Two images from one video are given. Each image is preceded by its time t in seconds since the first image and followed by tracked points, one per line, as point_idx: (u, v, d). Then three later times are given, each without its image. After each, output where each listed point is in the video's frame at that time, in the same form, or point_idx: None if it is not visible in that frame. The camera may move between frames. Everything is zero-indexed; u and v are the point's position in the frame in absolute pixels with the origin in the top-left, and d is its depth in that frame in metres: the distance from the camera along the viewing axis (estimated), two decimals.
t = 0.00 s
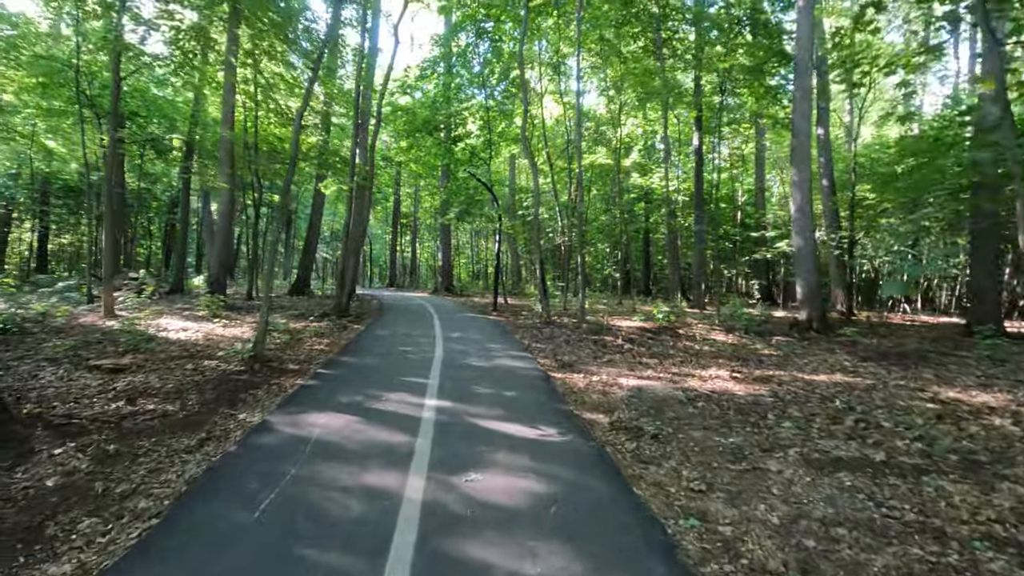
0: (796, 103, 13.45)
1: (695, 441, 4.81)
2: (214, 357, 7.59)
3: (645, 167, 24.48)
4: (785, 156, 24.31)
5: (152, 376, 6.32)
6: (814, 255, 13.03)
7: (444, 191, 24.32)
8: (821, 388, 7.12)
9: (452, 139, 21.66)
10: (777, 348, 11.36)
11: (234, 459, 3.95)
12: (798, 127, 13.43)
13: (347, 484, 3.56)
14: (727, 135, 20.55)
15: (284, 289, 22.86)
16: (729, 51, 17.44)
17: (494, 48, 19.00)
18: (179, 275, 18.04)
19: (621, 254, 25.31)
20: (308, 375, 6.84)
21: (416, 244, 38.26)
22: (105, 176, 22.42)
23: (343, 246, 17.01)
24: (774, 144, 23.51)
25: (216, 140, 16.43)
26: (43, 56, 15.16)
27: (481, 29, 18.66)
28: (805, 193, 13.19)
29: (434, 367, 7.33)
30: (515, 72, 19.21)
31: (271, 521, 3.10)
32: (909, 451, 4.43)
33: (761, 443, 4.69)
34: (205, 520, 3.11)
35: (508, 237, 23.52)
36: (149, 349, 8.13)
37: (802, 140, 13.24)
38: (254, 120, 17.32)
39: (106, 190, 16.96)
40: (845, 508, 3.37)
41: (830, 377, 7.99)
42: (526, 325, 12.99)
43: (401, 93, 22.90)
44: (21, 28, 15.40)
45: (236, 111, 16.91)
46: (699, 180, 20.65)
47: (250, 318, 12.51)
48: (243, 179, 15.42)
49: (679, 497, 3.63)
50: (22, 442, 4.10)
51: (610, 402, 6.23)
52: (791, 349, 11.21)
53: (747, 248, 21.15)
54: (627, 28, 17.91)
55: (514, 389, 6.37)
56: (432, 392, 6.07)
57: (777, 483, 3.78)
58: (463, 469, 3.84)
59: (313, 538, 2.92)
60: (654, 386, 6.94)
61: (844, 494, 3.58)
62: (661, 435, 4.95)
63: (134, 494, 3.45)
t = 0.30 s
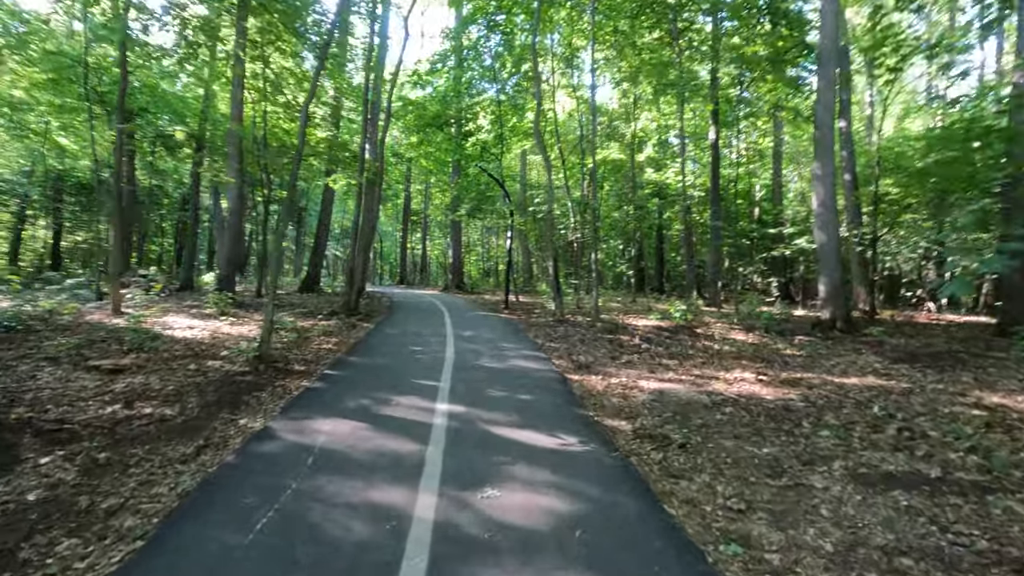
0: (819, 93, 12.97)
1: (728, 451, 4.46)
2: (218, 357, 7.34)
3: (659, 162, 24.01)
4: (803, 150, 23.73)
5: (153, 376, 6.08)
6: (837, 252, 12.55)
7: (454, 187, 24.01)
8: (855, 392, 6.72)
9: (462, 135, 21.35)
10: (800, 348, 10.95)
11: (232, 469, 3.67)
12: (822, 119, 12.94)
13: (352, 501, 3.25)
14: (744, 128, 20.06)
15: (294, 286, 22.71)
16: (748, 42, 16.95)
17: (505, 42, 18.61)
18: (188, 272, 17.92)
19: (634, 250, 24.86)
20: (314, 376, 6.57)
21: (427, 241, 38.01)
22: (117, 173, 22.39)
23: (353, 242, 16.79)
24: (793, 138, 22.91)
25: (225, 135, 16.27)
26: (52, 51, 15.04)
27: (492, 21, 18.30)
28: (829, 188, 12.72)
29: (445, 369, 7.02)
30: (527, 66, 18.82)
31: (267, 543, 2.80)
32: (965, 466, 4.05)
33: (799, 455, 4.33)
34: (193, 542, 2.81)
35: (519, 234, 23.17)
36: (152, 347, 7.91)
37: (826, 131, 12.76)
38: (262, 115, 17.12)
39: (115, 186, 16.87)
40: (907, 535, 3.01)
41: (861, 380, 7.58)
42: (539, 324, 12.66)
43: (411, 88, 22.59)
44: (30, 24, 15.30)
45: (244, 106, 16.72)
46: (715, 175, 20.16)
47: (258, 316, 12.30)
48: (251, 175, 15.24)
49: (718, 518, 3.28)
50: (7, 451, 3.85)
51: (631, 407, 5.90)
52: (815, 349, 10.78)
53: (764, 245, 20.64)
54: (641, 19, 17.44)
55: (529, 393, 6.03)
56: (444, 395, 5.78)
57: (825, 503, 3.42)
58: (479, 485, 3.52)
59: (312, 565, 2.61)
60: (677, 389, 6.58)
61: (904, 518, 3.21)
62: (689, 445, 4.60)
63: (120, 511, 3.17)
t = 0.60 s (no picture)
0: (845, 84, 12.49)
1: (762, 466, 4.12)
2: (225, 358, 7.14)
3: (675, 158, 23.54)
4: (823, 145, 23.11)
5: (155, 380, 5.87)
6: (863, 249, 12.08)
7: (466, 185, 23.78)
8: (891, 398, 6.34)
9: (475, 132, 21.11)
10: (825, 349, 10.53)
11: (229, 486, 3.42)
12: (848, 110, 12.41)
13: (356, 525, 2.97)
14: (763, 123, 19.54)
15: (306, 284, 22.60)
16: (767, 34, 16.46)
17: (519, 36, 18.27)
18: (201, 270, 17.85)
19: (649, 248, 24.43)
20: (322, 380, 6.34)
21: (438, 239, 37.83)
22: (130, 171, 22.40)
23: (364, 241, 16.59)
24: (813, 131, 22.30)
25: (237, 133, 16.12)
26: (65, 50, 14.95)
27: (505, 16, 17.97)
28: (856, 183, 12.25)
29: (456, 372, 6.76)
30: (540, 62, 18.47)
31: None
32: None
33: (843, 471, 3.98)
34: (179, 571, 2.54)
35: (532, 231, 22.85)
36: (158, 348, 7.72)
37: (853, 124, 12.28)
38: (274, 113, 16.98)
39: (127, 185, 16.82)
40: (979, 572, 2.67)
41: (896, 384, 7.17)
42: (553, 323, 12.35)
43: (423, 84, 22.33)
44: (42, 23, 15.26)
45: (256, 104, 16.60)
46: (732, 171, 19.70)
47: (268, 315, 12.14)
48: (262, 173, 15.10)
49: (759, 546, 2.97)
50: None
51: (653, 414, 5.58)
52: (842, 350, 10.36)
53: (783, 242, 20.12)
54: (656, 12, 17.01)
55: (546, 398, 5.74)
56: (457, 400, 5.50)
57: (879, 530, 3.09)
58: (494, 504, 3.24)
59: None
60: (700, 395, 6.25)
61: (971, 550, 2.87)
62: (719, 458, 4.28)
63: (105, 533, 2.93)
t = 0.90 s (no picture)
0: (869, 76, 12.06)
1: (799, 482, 3.76)
2: (226, 360, 6.89)
3: (688, 154, 23.08)
4: (841, 140, 22.52)
5: (150, 383, 5.61)
6: (888, 246, 11.62)
7: (476, 183, 23.50)
8: (928, 404, 5.93)
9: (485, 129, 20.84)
10: (849, 351, 10.10)
11: (216, 502, 3.14)
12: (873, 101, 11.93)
13: (354, 550, 2.67)
14: (780, 118, 19.05)
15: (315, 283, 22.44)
16: (786, 26, 15.97)
17: (529, 31, 17.93)
18: (209, 269, 17.72)
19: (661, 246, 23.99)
20: (324, 382, 6.07)
21: (448, 238, 37.62)
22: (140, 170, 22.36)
23: (372, 239, 16.35)
24: (831, 126, 21.74)
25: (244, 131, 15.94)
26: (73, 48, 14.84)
27: (515, 11, 17.64)
28: (880, 178, 11.78)
29: (465, 375, 6.45)
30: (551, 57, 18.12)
31: None
32: None
33: (890, 489, 3.60)
34: None
35: (543, 230, 22.51)
36: (157, 349, 7.48)
37: (878, 117, 11.83)
38: (281, 109, 16.79)
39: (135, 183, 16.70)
40: None
41: (931, 389, 6.75)
42: (565, 323, 12.01)
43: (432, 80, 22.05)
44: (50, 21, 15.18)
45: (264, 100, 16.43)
46: (748, 167, 19.23)
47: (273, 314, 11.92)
48: (269, 171, 14.91)
49: None
50: None
51: (675, 421, 5.23)
52: (867, 352, 9.92)
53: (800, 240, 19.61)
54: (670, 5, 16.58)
55: (560, 403, 5.41)
56: (466, 405, 5.18)
57: (942, 560, 2.74)
58: (505, 527, 2.91)
59: None
60: (723, 400, 5.89)
61: None
62: (750, 472, 3.93)
63: (74, 558, 2.64)
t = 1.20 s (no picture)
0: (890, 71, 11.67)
1: (840, 509, 3.42)
2: (224, 366, 6.63)
3: (700, 152, 22.66)
4: (856, 138, 21.99)
5: (142, 392, 5.34)
6: (911, 247, 11.20)
7: (484, 182, 23.20)
8: (967, 417, 5.55)
9: (492, 128, 20.55)
10: (872, 356, 9.69)
11: (198, 533, 2.84)
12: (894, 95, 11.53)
13: None
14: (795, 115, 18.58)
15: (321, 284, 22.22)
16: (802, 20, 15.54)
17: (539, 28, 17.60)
18: (214, 270, 17.54)
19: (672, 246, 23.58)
20: (325, 391, 5.79)
21: (456, 237, 37.38)
22: (147, 170, 22.22)
23: (377, 240, 16.07)
24: (847, 123, 21.24)
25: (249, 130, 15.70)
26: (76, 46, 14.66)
27: (523, 7, 17.32)
28: (904, 176, 11.36)
29: (472, 383, 6.15)
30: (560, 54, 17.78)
31: None
32: None
33: (944, 519, 3.27)
34: None
35: (552, 229, 22.18)
36: (155, 354, 7.23)
37: (901, 112, 11.41)
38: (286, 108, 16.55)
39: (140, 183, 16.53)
40: None
41: (966, 399, 6.37)
42: (575, 327, 11.68)
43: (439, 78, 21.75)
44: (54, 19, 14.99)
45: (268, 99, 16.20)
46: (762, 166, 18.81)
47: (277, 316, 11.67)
48: (274, 170, 14.69)
49: None
50: None
51: (697, 435, 4.89)
52: (892, 357, 9.52)
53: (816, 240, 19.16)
54: None
55: (573, 416, 5.09)
56: (473, 419, 4.87)
57: None
58: (518, 567, 2.59)
59: None
60: (747, 412, 5.55)
61: None
62: (784, 497, 3.59)
63: None
